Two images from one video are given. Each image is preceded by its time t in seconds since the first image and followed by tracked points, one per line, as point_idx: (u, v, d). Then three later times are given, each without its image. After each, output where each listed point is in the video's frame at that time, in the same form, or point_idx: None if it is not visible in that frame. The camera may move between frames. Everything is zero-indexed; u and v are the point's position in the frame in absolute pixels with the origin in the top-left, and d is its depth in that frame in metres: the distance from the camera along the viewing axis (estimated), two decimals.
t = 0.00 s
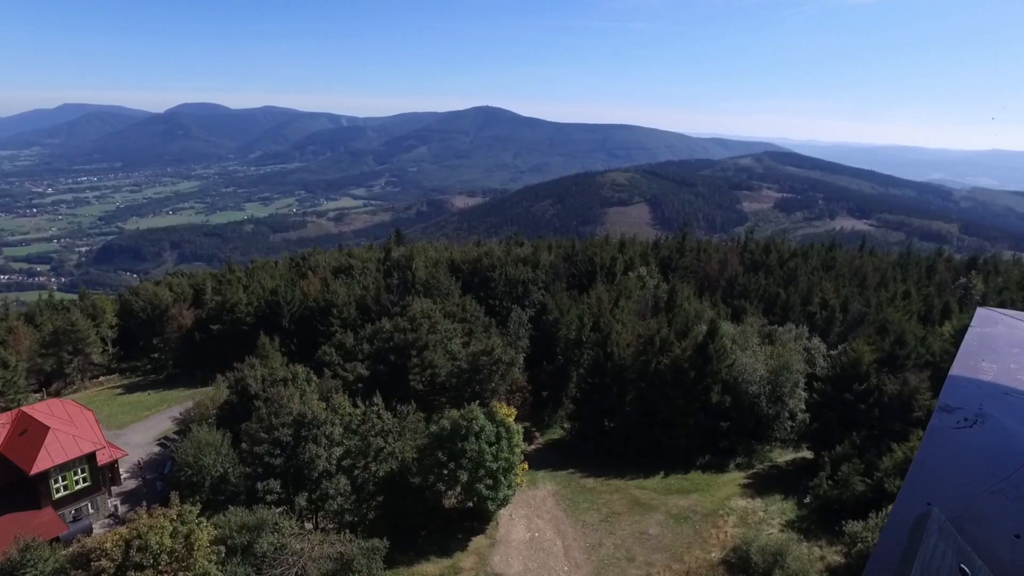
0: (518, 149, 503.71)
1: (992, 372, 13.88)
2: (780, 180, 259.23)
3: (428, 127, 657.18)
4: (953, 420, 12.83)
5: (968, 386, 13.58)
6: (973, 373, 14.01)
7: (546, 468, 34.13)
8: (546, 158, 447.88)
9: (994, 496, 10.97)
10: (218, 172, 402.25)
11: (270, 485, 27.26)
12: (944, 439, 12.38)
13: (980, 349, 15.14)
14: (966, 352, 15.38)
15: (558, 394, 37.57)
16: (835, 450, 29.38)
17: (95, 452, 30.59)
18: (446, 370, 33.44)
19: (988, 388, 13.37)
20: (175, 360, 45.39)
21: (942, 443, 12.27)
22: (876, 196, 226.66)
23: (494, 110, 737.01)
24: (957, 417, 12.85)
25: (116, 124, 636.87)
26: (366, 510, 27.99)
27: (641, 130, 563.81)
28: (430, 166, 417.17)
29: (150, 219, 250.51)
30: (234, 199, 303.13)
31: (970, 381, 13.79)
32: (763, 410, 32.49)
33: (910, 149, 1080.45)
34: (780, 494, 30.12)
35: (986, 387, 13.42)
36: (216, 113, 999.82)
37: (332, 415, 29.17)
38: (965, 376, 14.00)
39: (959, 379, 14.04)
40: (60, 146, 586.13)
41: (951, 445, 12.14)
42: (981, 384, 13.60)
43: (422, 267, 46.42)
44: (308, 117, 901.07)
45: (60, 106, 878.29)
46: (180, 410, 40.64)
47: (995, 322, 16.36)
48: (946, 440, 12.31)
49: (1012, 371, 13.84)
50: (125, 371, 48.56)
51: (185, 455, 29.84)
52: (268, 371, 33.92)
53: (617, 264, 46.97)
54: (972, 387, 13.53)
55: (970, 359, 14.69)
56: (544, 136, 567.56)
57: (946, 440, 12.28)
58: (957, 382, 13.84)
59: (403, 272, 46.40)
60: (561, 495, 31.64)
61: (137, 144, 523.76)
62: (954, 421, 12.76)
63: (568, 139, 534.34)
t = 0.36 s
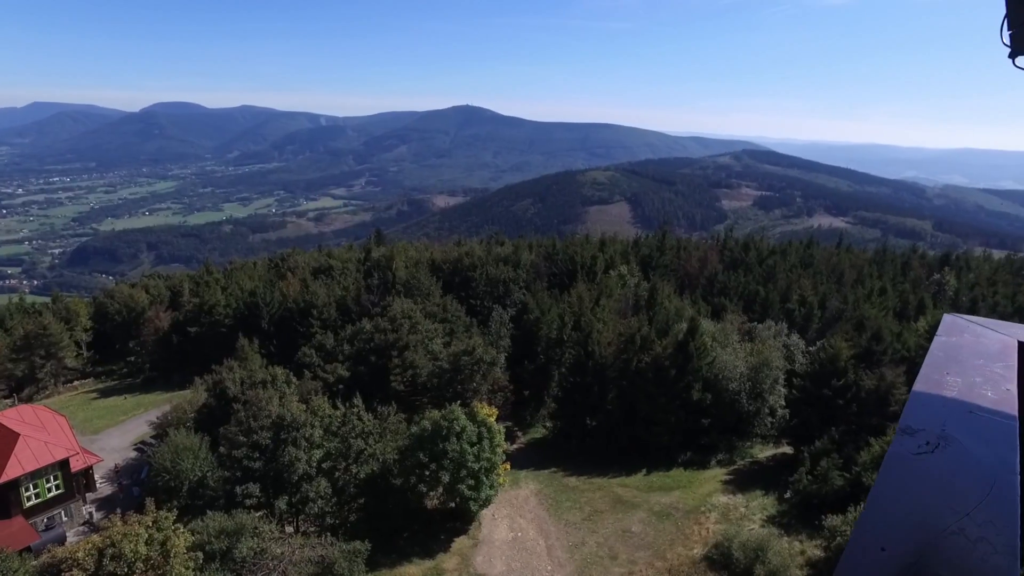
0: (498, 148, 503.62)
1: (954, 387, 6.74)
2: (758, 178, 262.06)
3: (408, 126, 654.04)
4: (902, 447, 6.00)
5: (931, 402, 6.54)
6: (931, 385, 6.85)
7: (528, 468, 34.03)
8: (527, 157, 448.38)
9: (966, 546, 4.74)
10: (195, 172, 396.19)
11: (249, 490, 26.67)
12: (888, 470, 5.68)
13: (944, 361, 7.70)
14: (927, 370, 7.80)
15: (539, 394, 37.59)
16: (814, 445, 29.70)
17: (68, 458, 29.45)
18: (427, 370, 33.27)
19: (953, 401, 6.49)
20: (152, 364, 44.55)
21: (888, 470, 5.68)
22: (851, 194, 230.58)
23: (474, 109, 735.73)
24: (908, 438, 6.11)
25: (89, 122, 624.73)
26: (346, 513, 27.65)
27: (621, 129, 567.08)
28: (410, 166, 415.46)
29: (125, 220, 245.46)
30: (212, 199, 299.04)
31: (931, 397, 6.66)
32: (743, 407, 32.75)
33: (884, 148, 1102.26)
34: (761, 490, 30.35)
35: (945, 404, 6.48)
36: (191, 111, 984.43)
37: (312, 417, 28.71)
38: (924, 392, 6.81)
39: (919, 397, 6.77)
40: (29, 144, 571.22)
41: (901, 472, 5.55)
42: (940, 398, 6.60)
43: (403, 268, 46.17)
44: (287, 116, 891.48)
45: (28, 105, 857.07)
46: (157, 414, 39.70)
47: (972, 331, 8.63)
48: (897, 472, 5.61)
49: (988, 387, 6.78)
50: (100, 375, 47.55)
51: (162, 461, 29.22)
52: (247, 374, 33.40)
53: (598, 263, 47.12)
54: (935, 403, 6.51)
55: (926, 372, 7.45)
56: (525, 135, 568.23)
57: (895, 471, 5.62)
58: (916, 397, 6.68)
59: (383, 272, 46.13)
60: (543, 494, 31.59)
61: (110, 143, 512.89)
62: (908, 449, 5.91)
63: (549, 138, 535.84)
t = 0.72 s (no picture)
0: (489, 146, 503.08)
1: (925, 405, 5.44)
2: (748, 176, 263.13)
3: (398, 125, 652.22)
4: (858, 480, 4.77)
5: (896, 423, 5.26)
6: (899, 404, 5.53)
7: (519, 468, 33.92)
8: (518, 155, 448.36)
9: None
10: (184, 172, 393.17)
11: (237, 492, 26.37)
12: (835, 510, 4.52)
13: (919, 373, 6.31)
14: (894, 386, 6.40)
15: (530, 393, 37.61)
16: (804, 442, 29.80)
17: (54, 462, 29.00)
18: (417, 370, 33.16)
19: (920, 423, 5.22)
20: (140, 365, 44.14)
21: (833, 515, 4.48)
22: (839, 191, 232.08)
23: (465, 108, 735.15)
24: (864, 470, 4.90)
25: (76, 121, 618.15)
26: (336, 514, 27.50)
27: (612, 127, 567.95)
28: (402, 165, 414.42)
29: (113, 220, 242.96)
30: (201, 199, 297.15)
31: (898, 416, 5.38)
32: (733, 405, 32.87)
33: (874, 147, 1108.50)
34: (751, 488, 30.43)
35: (912, 426, 5.21)
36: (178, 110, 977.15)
37: (301, 417, 28.42)
38: (888, 410, 5.54)
39: (882, 417, 5.48)
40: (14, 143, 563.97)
41: (845, 515, 4.39)
42: (905, 419, 5.33)
43: (392, 267, 46.01)
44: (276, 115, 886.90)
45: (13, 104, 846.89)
46: (146, 416, 39.26)
47: (949, 340, 7.17)
48: (842, 515, 4.46)
49: (964, 405, 5.44)
50: (87, 377, 47.09)
51: (149, 463, 28.88)
52: (236, 375, 33.09)
53: (588, 262, 47.08)
54: (901, 426, 5.23)
55: (894, 388, 6.10)
56: (515, 133, 568.15)
57: (845, 511, 4.46)
58: (879, 417, 5.41)
59: (373, 272, 45.99)
60: (534, 494, 31.51)
61: (97, 141, 507.34)
62: (865, 480, 4.72)
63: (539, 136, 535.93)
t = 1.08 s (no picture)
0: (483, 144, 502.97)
1: (908, 428, 4.43)
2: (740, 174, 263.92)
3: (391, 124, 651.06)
4: (830, 519, 3.71)
5: (871, 449, 4.28)
6: (878, 425, 4.52)
7: (511, 467, 33.80)
8: (511, 154, 448.62)
9: None
10: (176, 171, 391.12)
11: (227, 493, 26.08)
12: (798, 557, 3.48)
13: (902, 388, 5.30)
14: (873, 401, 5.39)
15: (522, 391, 37.56)
16: (796, 440, 29.83)
17: (42, 464, 28.71)
18: (410, 369, 33.08)
19: (903, 448, 4.23)
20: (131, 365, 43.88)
21: (794, 564, 3.45)
22: (831, 189, 233.46)
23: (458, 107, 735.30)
24: (832, 503, 3.89)
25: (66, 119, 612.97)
26: (328, 515, 27.37)
27: (605, 126, 568.73)
28: (395, 164, 413.17)
29: (104, 220, 241.18)
30: (193, 198, 295.60)
31: (875, 440, 4.39)
32: (727, 403, 32.95)
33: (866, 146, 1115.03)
34: (744, 486, 30.42)
35: (893, 449, 4.23)
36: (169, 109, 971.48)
37: (292, 418, 28.19)
38: (867, 430, 4.53)
39: (857, 440, 4.49)
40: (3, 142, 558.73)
41: (808, 562, 3.39)
42: (885, 442, 4.34)
43: (385, 267, 45.84)
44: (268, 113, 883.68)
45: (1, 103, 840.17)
46: (136, 417, 38.96)
47: (935, 347, 6.17)
48: (800, 566, 3.44)
49: (950, 425, 4.49)
50: (78, 378, 46.80)
51: (140, 465, 28.64)
52: (226, 376, 32.81)
53: (581, 260, 47.08)
54: (880, 450, 4.25)
55: (874, 403, 5.09)
56: (509, 131, 568.15)
57: (805, 561, 3.43)
58: (853, 440, 4.42)
59: (365, 271, 45.90)
60: (527, 493, 31.44)
61: (87, 140, 503.45)
62: (837, 516, 3.71)
63: (533, 135, 536.20)
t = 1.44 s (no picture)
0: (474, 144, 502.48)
1: (896, 456, 4.40)
2: (730, 173, 264.72)
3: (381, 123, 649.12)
4: (812, 565, 3.59)
5: (856, 482, 4.23)
6: (862, 456, 4.46)
7: (502, 467, 33.69)
8: (502, 153, 448.30)
9: None
10: (164, 171, 388.08)
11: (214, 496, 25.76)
12: None
13: (887, 406, 5.23)
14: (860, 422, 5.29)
15: (513, 391, 37.47)
16: (786, 438, 29.88)
17: (25, 468, 27.86)
18: (399, 370, 32.89)
19: (884, 481, 4.18)
20: (118, 367, 43.48)
21: None
22: (820, 188, 234.67)
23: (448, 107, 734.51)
24: (815, 546, 3.77)
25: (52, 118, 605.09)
26: (318, 517, 27.16)
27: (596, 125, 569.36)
28: (385, 164, 411.64)
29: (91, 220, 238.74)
30: (181, 198, 293.20)
31: (861, 473, 4.32)
32: (716, 402, 33.05)
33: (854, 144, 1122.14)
34: (735, 484, 30.41)
35: (878, 486, 4.14)
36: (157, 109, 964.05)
37: (280, 419, 27.90)
38: (852, 465, 4.44)
39: (839, 474, 4.41)
40: None
41: None
42: (870, 474, 4.29)
43: (375, 267, 45.61)
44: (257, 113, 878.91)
45: None
46: (122, 420, 38.50)
47: (926, 362, 6.09)
48: None
49: (938, 455, 4.46)
50: (63, 381, 46.28)
51: (127, 468, 28.29)
52: (214, 378, 32.48)
53: (571, 260, 47.08)
54: (865, 481, 4.18)
55: (859, 427, 5.04)
56: (500, 130, 567.64)
57: None
58: (837, 476, 4.32)
59: (355, 271, 45.67)
60: (517, 493, 31.35)
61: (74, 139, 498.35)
62: (821, 563, 3.58)
63: (524, 134, 536.07)
